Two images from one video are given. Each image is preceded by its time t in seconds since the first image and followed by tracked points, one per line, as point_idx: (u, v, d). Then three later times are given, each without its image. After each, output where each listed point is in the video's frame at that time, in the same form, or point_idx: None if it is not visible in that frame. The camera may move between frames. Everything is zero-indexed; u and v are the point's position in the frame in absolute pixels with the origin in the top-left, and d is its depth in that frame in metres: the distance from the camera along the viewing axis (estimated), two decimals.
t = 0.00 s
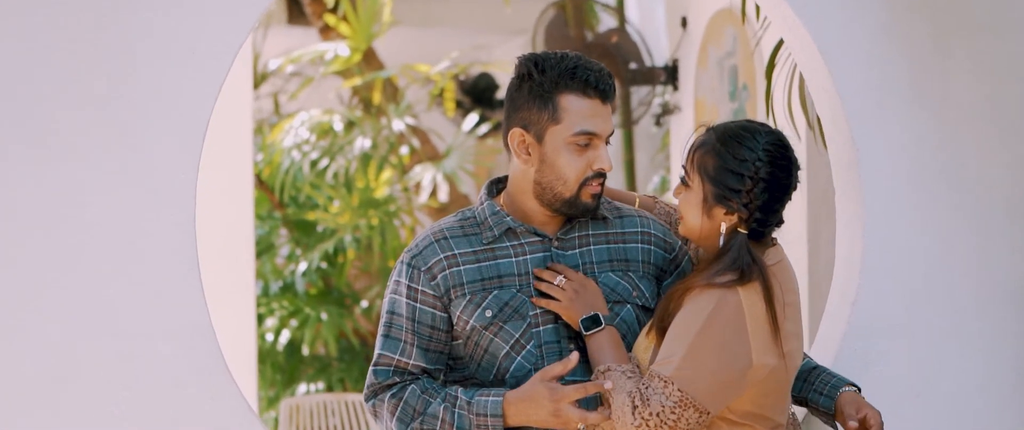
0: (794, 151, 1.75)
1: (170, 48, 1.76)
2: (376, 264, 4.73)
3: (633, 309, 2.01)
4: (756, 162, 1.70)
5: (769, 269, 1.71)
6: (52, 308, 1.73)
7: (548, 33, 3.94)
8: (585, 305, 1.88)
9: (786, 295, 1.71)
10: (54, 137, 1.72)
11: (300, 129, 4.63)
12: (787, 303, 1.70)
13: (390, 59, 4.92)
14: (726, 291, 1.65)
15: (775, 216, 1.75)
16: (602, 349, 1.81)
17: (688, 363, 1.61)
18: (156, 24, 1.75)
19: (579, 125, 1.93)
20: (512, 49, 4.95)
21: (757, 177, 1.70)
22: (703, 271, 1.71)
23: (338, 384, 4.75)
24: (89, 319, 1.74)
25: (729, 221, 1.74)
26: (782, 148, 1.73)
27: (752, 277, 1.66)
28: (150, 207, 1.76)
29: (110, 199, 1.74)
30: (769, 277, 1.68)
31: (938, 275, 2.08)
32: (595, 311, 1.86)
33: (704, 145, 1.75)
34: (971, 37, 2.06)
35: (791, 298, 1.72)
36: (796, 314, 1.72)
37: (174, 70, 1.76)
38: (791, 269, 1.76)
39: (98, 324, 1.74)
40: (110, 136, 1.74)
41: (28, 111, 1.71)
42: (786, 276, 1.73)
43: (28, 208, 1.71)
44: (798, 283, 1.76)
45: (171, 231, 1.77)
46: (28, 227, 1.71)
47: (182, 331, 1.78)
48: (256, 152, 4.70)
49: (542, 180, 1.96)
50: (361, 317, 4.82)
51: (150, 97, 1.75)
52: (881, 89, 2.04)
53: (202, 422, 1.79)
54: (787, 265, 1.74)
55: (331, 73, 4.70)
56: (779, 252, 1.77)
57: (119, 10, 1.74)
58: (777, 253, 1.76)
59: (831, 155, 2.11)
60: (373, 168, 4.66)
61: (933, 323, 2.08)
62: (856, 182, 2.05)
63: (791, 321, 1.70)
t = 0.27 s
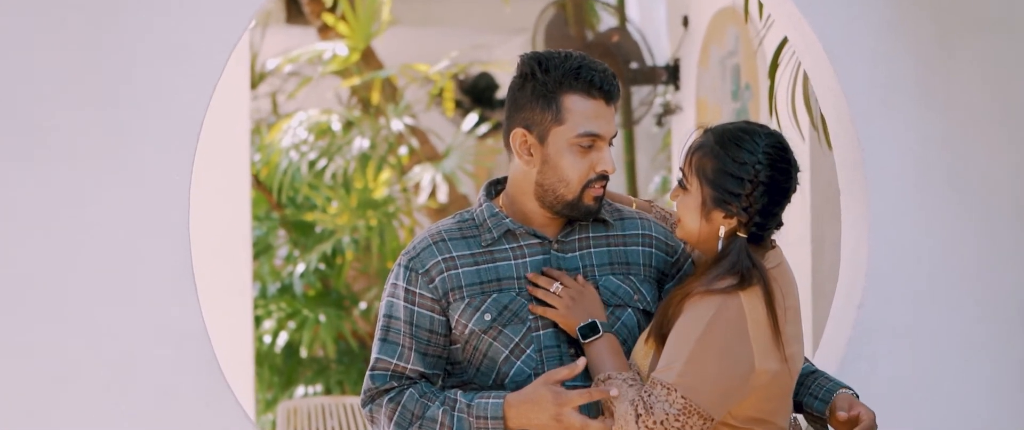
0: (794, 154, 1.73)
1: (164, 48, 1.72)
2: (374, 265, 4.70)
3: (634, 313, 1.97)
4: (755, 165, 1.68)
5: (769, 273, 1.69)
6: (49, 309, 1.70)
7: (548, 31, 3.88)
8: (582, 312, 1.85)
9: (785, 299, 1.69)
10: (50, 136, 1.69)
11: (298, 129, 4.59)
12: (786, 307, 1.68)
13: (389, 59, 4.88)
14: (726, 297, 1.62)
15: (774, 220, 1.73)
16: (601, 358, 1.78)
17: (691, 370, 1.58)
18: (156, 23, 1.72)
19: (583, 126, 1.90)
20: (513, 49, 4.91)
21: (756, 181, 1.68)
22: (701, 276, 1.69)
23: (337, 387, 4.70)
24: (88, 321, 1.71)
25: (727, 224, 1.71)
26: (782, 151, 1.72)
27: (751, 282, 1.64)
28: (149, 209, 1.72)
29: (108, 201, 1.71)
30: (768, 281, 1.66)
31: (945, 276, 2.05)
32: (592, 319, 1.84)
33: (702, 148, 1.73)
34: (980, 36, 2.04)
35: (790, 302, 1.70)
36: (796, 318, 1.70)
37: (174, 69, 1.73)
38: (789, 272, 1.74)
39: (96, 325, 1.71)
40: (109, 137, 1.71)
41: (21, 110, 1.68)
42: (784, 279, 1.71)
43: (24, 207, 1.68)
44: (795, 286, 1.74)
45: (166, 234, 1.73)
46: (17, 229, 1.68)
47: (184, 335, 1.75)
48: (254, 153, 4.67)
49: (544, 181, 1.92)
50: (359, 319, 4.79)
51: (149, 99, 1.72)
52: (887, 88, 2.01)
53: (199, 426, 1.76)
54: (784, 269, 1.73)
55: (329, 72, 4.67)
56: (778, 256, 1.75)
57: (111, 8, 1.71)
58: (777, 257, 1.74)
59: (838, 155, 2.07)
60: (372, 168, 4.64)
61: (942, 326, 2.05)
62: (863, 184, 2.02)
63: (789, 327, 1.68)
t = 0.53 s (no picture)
0: (795, 157, 1.73)
1: (158, 46, 1.72)
2: (373, 266, 4.67)
3: (634, 317, 1.94)
4: (756, 169, 1.68)
5: (770, 277, 1.69)
6: (44, 308, 1.68)
7: (547, 30, 3.91)
8: (580, 321, 1.82)
9: (788, 302, 1.68)
10: (47, 132, 1.68)
11: (296, 129, 4.56)
12: (789, 311, 1.67)
13: (388, 58, 4.85)
14: (727, 303, 1.62)
15: (775, 222, 1.73)
16: (600, 365, 1.75)
17: (693, 379, 1.58)
18: (156, 16, 1.72)
19: (586, 128, 1.87)
20: (512, 49, 4.87)
21: (757, 184, 1.68)
22: (700, 281, 1.69)
23: (336, 391, 4.67)
24: (85, 319, 1.70)
25: (727, 228, 1.71)
26: (782, 153, 1.72)
27: (753, 287, 1.63)
28: (149, 206, 1.72)
29: (106, 196, 1.70)
30: (770, 285, 1.66)
31: (950, 278, 2.02)
32: (588, 327, 1.80)
33: (701, 152, 1.72)
34: (988, 36, 2.01)
35: (793, 305, 1.70)
36: (797, 323, 1.69)
37: (173, 66, 1.73)
38: (790, 275, 1.73)
39: (91, 324, 1.70)
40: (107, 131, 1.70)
41: (17, 105, 1.66)
42: (783, 281, 1.70)
43: (19, 205, 1.67)
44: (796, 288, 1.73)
45: (157, 233, 1.73)
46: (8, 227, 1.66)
47: (182, 334, 1.74)
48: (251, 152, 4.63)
49: (544, 183, 1.89)
50: (359, 321, 4.76)
51: (148, 92, 1.72)
52: (895, 88, 1.98)
53: (196, 425, 1.75)
54: (784, 271, 1.72)
55: (328, 72, 4.63)
56: (778, 258, 1.74)
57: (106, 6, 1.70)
58: (778, 260, 1.74)
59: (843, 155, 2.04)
60: (371, 168, 4.61)
61: (947, 329, 2.02)
62: (867, 184, 1.98)
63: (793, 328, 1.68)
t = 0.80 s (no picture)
0: (795, 158, 1.72)
1: (154, 47, 1.70)
2: (372, 267, 4.65)
3: (634, 322, 1.92)
4: (756, 172, 1.67)
5: (771, 280, 1.67)
6: (40, 310, 1.67)
7: (547, 29, 3.87)
8: (581, 325, 1.81)
9: (790, 306, 1.66)
10: (44, 134, 1.66)
11: (295, 129, 4.53)
12: (791, 315, 1.65)
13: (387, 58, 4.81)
14: (727, 307, 1.60)
15: (777, 225, 1.71)
16: (600, 370, 1.74)
17: (693, 385, 1.56)
18: (154, 16, 1.70)
19: (587, 128, 1.83)
20: (512, 47, 4.85)
21: (758, 187, 1.67)
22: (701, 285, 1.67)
23: (335, 392, 4.65)
24: (82, 321, 1.68)
25: (727, 231, 1.71)
26: (783, 155, 1.70)
27: (753, 291, 1.61)
28: (142, 207, 1.70)
29: (101, 197, 1.68)
30: (771, 289, 1.64)
31: (956, 280, 1.99)
32: (587, 332, 1.79)
33: (701, 154, 1.72)
34: (994, 32, 1.98)
35: (795, 308, 1.67)
36: (799, 328, 1.67)
37: (172, 68, 1.71)
38: (791, 278, 1.71)
39: (86, 326, 1.68)
40: (106, 131, 1.68)
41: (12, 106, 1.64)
42: (784, 284, 1.68)
43: (14, 208, 1.65)
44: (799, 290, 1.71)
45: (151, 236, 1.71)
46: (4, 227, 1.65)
47: (180, 337, 1.72)
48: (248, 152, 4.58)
49: (544, 184, 1.86)
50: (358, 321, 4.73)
51: (146, 94, 1.70)
52: (902, 89, 1.94)
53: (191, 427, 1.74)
54: (786, 273, 1.70)
55: (326, 71, 4.60)
56: (780, 260, 1.73)
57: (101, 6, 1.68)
58: (780, 263, 1.72)
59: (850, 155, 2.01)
60: (370, 168, 4.57)
61: (951, 331, 1.99)
62: (874, 186, 1.95)
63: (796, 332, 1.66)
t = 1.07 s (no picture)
0: (798, 159, 1.71)
1: (148, 47, 1.67)
2: (370, 268, 4.61)
3: (637, 326, 1.88)
4: (760, 174, 1.67)
5: (772, 284, 1.65)
6: (34, 312, 1.65)
7: (547, 27, 3.81)
8: (580, 333, 1.77)
9: (790, 311, 1.64)
10: (40, 133, 1.64)
11: (292, 129, 4.49)
12: (791, 320, 1.64)
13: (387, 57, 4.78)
14: (726, 312, 1.59)
15: (780, 228, 1.70)
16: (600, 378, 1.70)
17: (692, 390, 1.54)
18: (149, 15, 1.67)
19: (586, 127, 1.80)
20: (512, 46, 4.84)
21: (762, 189, 1.67)
22: (700, 288, 1.66)
23: (332, 394, 4.62)
24: (75, 324, 1.66)
25: (727, 233, 1.70)
26: (787, 156, 1.70)
27: (753, 296, 1.60)
28: (133, 208, 1.67)
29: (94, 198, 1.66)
30: (771, 293, 1.62)
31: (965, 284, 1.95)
32: (588, 340, 1.75)
33: (703, 155, 1.71)
34: (1005, 30, 1.94)
35: (795, 313, 1.66)
36: (799, 331, 1.66)
37: (167, 66, 1.67)
38: (793, 283, 1.70)
39: (78, 328, 1.66)
40: (99, 132, 1.66)
41: (5, 105, 1.63)
42: (784, 289, 1.67)
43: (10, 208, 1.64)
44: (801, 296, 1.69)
45: (144, 236, 1.67)
46: None
47: (172, 339, 1.68)
48: (246, 152, 4.55)
49: (543, 184, 1.83)
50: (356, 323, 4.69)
51: (137, 93, 1.67)
52: (908, 88, 1.91)
53: None
54: (787, 278, 1.69)
55: (324, 70, 4.55)
56: (780, 264, 1.71)
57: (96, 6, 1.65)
58: (781, 267, 1.71)
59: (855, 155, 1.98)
60: (368, 169, 4.51)
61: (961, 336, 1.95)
62: (879, 186, 1.92)
63: (795, 336, 1.64)
